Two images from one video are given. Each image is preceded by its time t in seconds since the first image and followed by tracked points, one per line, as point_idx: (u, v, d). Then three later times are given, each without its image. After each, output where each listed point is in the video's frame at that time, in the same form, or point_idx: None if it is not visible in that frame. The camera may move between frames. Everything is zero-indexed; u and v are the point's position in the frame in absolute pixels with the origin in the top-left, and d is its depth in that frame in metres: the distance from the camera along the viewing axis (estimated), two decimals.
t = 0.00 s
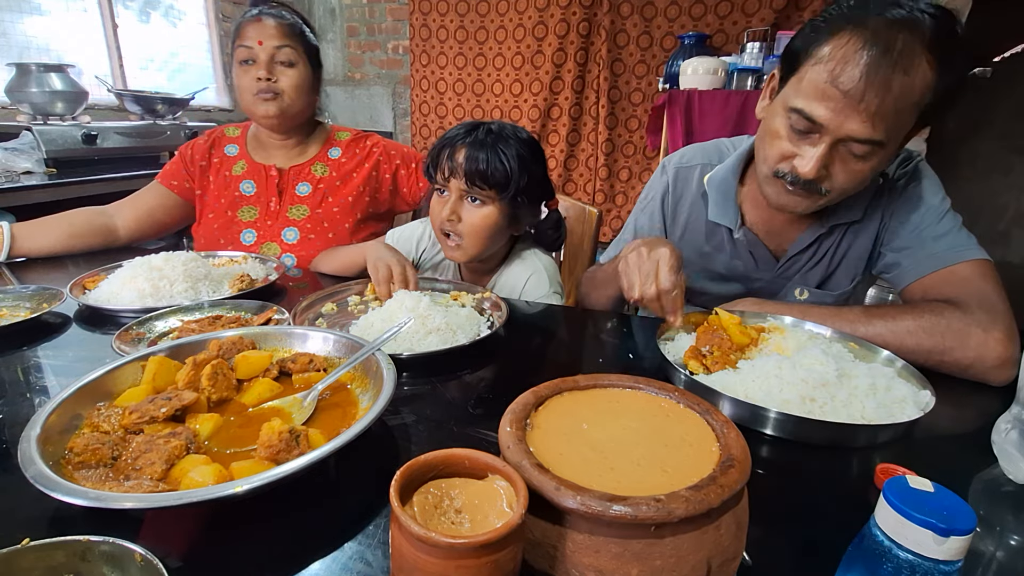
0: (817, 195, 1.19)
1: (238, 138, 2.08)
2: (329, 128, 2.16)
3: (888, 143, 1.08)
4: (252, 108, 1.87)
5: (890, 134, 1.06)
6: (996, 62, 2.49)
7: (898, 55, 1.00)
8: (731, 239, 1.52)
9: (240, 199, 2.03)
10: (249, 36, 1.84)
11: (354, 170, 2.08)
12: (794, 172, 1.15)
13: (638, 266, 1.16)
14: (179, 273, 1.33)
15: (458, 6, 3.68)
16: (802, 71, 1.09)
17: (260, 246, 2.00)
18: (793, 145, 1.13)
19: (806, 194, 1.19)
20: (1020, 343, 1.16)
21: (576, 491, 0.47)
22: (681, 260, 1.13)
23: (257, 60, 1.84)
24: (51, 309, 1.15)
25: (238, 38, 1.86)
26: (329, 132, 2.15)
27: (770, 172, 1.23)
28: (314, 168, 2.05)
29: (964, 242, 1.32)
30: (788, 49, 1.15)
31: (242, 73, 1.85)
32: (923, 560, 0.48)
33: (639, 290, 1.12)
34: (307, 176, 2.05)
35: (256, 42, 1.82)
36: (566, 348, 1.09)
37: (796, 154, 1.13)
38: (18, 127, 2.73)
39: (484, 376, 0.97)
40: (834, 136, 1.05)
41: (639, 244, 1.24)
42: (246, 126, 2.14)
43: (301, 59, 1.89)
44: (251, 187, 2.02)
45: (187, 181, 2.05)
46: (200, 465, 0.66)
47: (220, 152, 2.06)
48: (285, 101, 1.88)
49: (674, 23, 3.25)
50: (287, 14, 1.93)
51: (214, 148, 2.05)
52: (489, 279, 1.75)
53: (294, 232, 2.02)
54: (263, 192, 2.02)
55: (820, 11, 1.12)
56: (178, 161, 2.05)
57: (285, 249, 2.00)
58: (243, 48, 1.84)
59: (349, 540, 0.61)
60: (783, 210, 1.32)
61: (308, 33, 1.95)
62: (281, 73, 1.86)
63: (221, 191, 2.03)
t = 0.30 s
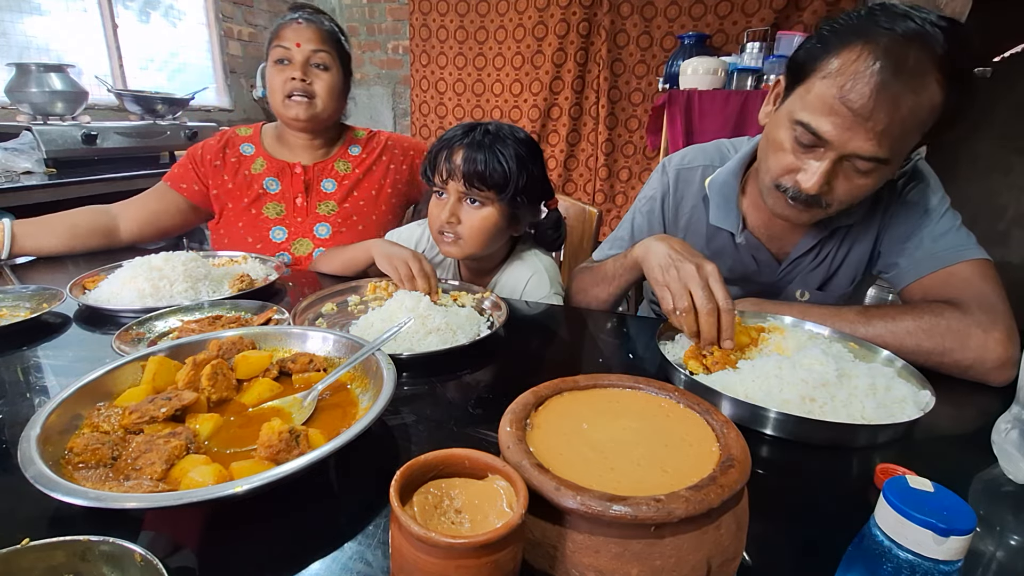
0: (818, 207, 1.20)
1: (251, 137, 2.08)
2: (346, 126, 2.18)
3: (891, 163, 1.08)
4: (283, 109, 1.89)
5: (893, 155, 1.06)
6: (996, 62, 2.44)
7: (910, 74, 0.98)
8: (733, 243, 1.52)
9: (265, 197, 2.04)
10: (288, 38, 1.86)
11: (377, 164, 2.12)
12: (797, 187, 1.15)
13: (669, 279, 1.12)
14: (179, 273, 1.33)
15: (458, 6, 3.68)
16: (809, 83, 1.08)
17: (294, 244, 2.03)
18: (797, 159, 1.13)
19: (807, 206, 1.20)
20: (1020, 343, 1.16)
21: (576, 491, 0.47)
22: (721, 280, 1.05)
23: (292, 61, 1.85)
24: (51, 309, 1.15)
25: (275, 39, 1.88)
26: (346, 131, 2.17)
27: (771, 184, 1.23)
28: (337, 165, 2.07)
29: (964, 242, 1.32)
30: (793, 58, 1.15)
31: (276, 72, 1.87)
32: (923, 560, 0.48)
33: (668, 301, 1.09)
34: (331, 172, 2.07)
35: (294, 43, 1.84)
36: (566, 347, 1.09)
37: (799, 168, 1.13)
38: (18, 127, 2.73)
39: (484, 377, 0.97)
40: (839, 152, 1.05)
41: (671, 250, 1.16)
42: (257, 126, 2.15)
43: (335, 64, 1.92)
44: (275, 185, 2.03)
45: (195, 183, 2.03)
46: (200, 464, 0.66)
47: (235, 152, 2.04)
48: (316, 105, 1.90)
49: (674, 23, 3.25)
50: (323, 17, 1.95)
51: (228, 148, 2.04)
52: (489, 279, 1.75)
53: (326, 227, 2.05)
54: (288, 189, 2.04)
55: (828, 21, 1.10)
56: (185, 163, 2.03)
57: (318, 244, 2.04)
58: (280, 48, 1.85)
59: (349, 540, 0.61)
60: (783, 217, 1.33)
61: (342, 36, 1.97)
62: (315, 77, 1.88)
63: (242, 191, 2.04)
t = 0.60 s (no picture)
0: (824, 215, 1.20)
1: (260, 138, 2.07)
2: (359, 134, 2.19)
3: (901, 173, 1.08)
4: (301, 113, 1.89)
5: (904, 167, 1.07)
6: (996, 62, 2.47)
7: (927, 85, 0.97)
8: (735, 248, 1.52)
9: (276, 201, 2.04)
10: (316, 44, 1.86)
11: (388, 173, 2.12)
12: (805, 195, 1.16)
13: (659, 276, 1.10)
14: (179, 273, 1.33)
15: (458, 6, 3.68)
16: (821, 90, 1.08)
17: (303, 249, 2.01)
18: (807, 167, 1.13)
19: (812, 212, 1.21)
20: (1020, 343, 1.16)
21: (575, 491, 0.47)
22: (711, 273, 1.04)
23: (319, 69, 1.86)
24: (51, 309, 1.15)
25: (303, 43, 1.88)
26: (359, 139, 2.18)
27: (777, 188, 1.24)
28: (349, 172, 2.08)
29: (963, 242, 1.32)
30: (804, 64, 1.16)
31: (299, 75, 1.87)
32: (923, 560, 0.48)
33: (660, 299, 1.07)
34: (344, 180, 2.07)
35: (322, 51, 1.84)
36: (566, 347, 1.09)
37: (808, 176, 1.14)
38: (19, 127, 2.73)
39: (483, 377, 0.97)
40: (849, 162, 1.05)
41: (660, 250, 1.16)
42: (264, 129, 2.14)
43: (360, 77, 1.93)
44: (287, 190, 2.03)
45: (197, 187, 2.01)
46: (199, 465, 0.66)
47: (242, 153, 2.03)
48: (334, 115, 1.90)
49: (674, 23, 3.25)
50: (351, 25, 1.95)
51: (235, 150, 2.03)
52: (489, 279, 1.75)
53: (336, 235, 2.04)
54: (300, 194, 2.03)
55: (841, 28, 1.09)
56: (189, 166, 2.01)
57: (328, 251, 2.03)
58: (307, 53, 1.86)
59: (348, 540, 0.61)
60: (784, 221, 1.33)
61: (369, 46, 1.97)
62: (338, 86, 1.89)
63: (251, 194, 2.03)
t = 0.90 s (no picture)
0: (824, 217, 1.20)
1: (253, 142, 2.07)
2: (357, 137, 2.19)
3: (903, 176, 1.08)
4: (298, 119, 1.88)
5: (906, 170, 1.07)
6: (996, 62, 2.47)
7: (931, 89, 0.98)
8: (737, 248, 1.51)
9: (268, 207, 2.04)
10: (313, 48, 1.85)
11: (383, 178, 2.12)
12: (806, 197, 1.15)
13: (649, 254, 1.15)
14: (179, 273, 1.33)
15: (458, 6, 3.68)
16: (824, 91, 1.07)
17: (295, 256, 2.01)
18: (809, 169, 1.13)
19: (813, 215, 1.21)
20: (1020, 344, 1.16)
21: (575, 491, 0.47)
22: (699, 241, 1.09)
23: (316, 74, 1.85)
24: (51, 308, 1.15)
25: (298, 46, 1.87)
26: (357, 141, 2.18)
27: (780, 193, 1.24)
28: (343, 177, 2.07)
29: (964, 242, 1.32)
30: (809, 67, 1.15)
31: (295, 78, 1.86)
32: (923, 560, 0.48)
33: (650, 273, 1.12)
34: (337, 185, 2.07)
35: (319, 56, 1.83)
36: (566, 347, 1.09)
37: (809, 178, 1.13)
38: (19, 127, 2.73)
39: (484, 377, 0.97)
40: (851, 164, 1.05)
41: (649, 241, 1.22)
42: (257, 130, 2.14)
43: (357, 80, 1.93)
44: (280, 196, 2.03)
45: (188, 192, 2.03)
46: (199, 465, 0.66)
47: (235, 158, 2.04)
48: (332, 119, 1.90)
49: (674, 23, 3.25)
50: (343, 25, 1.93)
51: (228, 154, 2.03)
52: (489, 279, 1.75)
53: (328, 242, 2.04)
54: (291, 200, 2.03)
55: (845, 29, 1.09)
56: (182, 169, 2.02)
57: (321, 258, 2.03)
58: (302, 57, 1.85)
59: (349, 540, 0.61)
60: (784, 221, 1.33)
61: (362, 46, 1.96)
62: (335, 91, 1.88)
63: (244, 200, 2.05)
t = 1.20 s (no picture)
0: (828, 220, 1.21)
1: (244, 146, 2.06)
2: (350, 138, 2.17)
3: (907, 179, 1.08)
4: (285, 120, 1.87)
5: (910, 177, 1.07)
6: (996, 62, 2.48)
7: (936, 93, 0.98)
8: (740, 247, 1.51)
9: (258, 215, 2.05)
10: (297, 46, 1.83)
11: (375, 185, 2.12)
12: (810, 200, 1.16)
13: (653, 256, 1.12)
14: (179, 273, 1.33)
15: (458, 6, 3.68)
16: (829, 95, 1.08)
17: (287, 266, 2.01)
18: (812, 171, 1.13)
19: (815, 217, 1.21)
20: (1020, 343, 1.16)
21: (575, 491, 0.47)
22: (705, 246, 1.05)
23: (301, 72, 1.84)
24: (51, 309, 1.15)
25: (283, 44, 1.85)
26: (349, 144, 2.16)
27: (782, 193, 1.23)
28: (336, 184, 2.08)
29: (965, 242, 1.32)
30: (813, 69, 1.16)
31: (281, 78, 1.85)
32: (923, 560, 0.48)
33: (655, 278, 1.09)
34: (329, 193, 2.07)
35: (304, 53, 1.82)
36: (567, 347, 1.09)
37: (813, 181, 1.13)
38: (19, 127, 2.73)
39: (483, 376, 0.98)
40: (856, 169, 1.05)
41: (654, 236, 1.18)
42: (248, 132, 2.12)
43: (344, 78, 1.92)
44: (270, 205, 2.04)
45: (178, 199, 2.05)
46: (199, 465, 0.66)
47: (225, 163, 2.04)
48: (320, 119, 1.89)
49: (674, 23, 3.25)
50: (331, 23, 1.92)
51: (218, 159, 2.03)
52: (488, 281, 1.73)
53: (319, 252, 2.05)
54: (282, 209, 2.04)
55: (850, 32, 1.10)
56: (171, 174, 2.02)
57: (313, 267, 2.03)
58: (289, 56, 1.83)
59: (349, 540, 0.61)
60: (786, 220, 1.33)
61: (349, 44, 1.95)
62: (322, 89, 1.87)
63: (234, 208, 2.06)
